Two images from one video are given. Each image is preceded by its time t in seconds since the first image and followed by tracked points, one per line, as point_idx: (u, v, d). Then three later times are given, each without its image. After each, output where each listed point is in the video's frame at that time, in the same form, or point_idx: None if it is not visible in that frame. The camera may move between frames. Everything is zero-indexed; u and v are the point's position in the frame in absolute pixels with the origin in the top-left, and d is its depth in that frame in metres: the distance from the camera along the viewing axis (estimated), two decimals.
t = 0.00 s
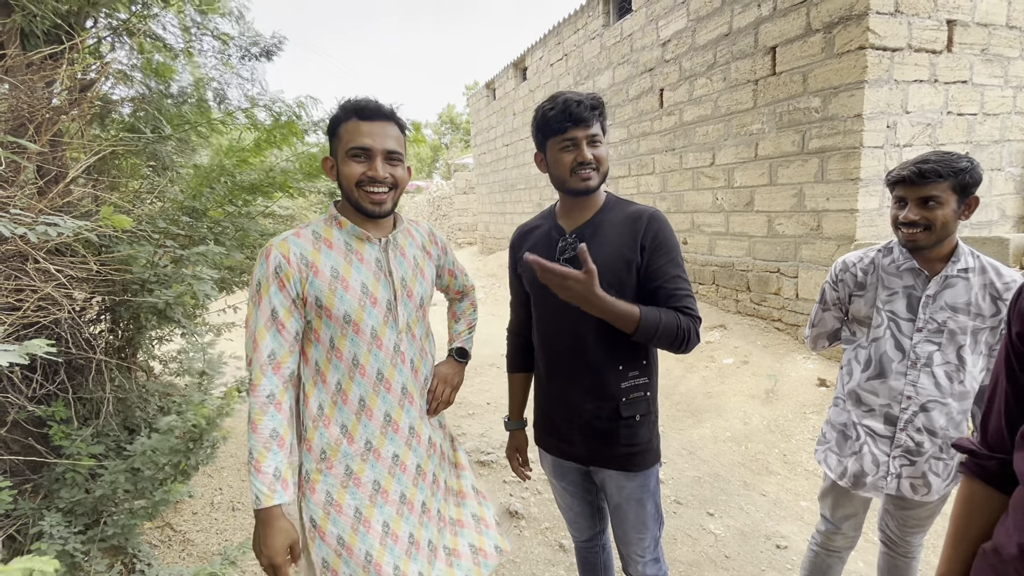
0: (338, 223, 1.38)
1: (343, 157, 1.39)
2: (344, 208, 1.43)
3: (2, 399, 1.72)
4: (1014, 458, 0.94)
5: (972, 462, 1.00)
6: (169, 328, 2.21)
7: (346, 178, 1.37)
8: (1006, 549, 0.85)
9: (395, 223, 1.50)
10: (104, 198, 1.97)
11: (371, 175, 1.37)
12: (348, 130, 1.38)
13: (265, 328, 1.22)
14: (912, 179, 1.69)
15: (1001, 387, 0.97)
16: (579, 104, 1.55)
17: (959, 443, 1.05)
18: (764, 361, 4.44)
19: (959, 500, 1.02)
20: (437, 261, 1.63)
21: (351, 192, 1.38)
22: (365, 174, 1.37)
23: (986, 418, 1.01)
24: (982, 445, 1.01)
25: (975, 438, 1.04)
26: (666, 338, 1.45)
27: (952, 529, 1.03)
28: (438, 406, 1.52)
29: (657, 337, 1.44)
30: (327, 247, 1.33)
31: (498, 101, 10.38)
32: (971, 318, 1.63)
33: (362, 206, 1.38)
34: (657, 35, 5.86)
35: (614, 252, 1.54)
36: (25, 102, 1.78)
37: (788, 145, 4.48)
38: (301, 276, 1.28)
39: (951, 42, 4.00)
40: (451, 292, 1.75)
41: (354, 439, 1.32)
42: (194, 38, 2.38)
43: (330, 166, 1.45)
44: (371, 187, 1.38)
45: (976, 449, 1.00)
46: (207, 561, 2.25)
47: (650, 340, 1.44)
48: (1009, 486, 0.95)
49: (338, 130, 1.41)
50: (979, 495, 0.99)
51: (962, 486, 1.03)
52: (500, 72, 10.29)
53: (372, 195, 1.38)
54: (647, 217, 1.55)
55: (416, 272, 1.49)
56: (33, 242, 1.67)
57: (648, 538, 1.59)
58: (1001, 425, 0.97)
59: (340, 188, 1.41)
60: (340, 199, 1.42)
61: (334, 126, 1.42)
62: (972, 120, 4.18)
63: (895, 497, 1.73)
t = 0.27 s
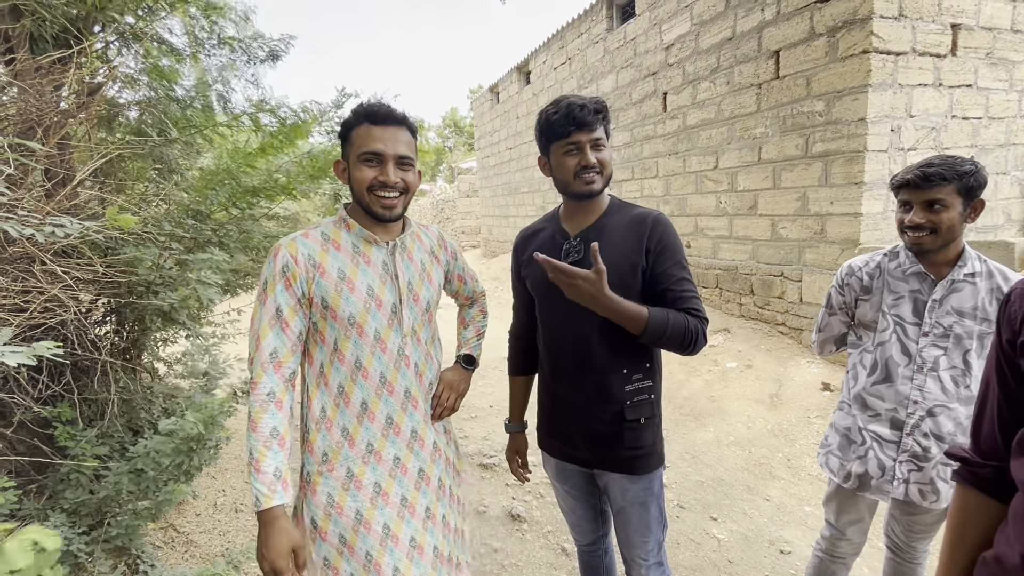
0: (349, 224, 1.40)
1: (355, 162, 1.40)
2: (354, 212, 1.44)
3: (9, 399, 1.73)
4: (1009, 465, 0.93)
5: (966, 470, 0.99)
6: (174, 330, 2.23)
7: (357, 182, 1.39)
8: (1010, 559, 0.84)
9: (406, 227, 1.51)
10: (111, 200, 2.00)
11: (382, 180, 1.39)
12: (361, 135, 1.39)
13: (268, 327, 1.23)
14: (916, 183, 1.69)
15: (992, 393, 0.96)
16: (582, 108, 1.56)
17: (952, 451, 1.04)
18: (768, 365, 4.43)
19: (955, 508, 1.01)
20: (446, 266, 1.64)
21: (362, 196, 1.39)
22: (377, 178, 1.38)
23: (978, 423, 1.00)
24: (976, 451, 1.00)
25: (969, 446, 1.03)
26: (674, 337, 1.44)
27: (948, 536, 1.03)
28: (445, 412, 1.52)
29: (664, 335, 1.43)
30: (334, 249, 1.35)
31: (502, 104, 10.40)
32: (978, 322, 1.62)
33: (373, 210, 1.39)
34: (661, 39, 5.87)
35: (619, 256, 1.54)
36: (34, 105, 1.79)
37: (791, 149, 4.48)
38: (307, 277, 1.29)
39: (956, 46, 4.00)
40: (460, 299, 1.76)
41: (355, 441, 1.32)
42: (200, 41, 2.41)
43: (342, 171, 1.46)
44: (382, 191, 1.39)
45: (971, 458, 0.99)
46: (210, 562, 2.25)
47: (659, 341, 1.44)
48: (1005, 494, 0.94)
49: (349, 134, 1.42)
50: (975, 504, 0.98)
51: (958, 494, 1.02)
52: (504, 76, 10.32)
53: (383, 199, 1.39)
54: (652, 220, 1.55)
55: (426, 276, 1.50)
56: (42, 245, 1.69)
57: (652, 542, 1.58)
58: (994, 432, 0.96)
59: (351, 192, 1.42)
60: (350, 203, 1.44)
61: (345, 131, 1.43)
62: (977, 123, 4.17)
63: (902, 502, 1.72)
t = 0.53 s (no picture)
0: (362, 226, 1.40)
1: (371, 165, 1.41)
2: (367, 214, 1.44)
3: (16, 400, 1.75)
4: (1011, 474, 0.93)
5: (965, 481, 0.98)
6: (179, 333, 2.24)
7: (374, 185, 1.39)
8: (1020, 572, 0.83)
9: (416, 230, 1.52)
10: (119, 203, 2.01)
11: (399, 183, 1.40)
12: (378, 138, 1.40)
13: (285, 327, 1.22)
14: (929, 188, 1.68)
15: (990, 402, 0.96)
16: (587, 112, 1.56)
17: (950, 462, 1.03)
18: (773, 370, 4.41)
19: (954, 520, 1.00)
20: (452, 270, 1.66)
21: (379, 198, 1.39)
22: (393, 181, 1.39)
23: (976, 432, 1.00)
24: (975, 461, 1.00)
25: (967, 456, 1.02)
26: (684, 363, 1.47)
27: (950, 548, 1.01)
28: (453, 413, 1.53)
29: (675, 373, 1.46)
30: (349, 250, 1.36)
31: (506, 109, 10.43)
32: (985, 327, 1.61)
33: (389, 212, 1.40)
34: (665, 44, 5.88)
35: (624, 260, 1.54)
36: (45, 110, 1.83)
37: (796, 154, 4.47)
38: (323, 277, 1.29)
39: (961, 51, 3.99)
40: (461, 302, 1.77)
41: (367, 442, 1.32)
42: (207, 45, 2.43)
43: (356, 173, 1.47)
44: (398, 194, 1.40)
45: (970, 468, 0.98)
46: (214, 564, 2.25)
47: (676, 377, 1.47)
48: (1008, 505, 0.94)
49: (365, 137, 1.43)
50: (976, 515, 0.97)
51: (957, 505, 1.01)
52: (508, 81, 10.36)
53: (399, 202, 1.40)
54: (657, 225, 1.56)
55: (435, 279, 1.53)
56: (51, 247, 1.71)
57: (656, 546, 1.58)
58: (995, 440, 0.95)
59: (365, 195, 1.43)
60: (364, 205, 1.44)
61: (360, 134, 1.43)
62: (983, 128, 4.16)
63: (910, 507, 1.71)
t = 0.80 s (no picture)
0: (372, 229, 1.40)
1: (382, 168, 1.40)
2: (376, 217, 1.44)
3: (22, 401, 1.75)
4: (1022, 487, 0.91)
5: (972, 493, 0.97)
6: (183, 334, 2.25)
7: (386, 188, 1.39)
8: None
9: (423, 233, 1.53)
10: (124, 205, 2.02)
11: (412, 187, 1.41)
12: (389, 142, 1.40)
13: (299, 332, 1.20)
14: (931, 193, 1.67)
15: (998, 412, 0.95)
16: (589, 115, 1.57)
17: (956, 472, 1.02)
18: (776, 375, 4.39)
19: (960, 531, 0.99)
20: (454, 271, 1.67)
21: (391, 202, 1.40)
22: (407, 185, 1.40)
23: (984, 443, 0.98)
24: (980, 472, 0.98)
25: (973, 466, 1.01)
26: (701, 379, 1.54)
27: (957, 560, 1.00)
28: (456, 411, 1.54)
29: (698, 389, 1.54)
30: (360, 253, 1.35)
31: (510, 113, 10.46)
32: (990, 331, 1.60)
33: (403, 215, 1.41)
34: (669, 49, 5.89)
35: (627, 263, 1.54)
36: (53, 113, 1.84)
37: (800, 158, 4.47)
38: (336, 281, 1.28)
39: (966, 56, 3.99)
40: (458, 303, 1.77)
41: (381, 444, 1.32)
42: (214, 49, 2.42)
43: (363, 176, 1.46)
44: (411, 198, 1.41)
45: (977, 479, 0.97)
46: (216, 566, 2.25)
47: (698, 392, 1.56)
48: (1017, 517, 0.92)
49: (376, 139, 1.42)
50: (985, 527, 0.95)
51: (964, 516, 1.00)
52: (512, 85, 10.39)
53: (412, 205, 1.41)
54: (660, 229, 1.55)
55: (440, 279, 1.54)
56: (58, 248, 1.72)
57: (660, 551, 1.57)
58: (1003, 451, 0.94)
59: (376, 197, 1.42)
60: (373, 207, 1.44)
61: (369, 136, 1.42)
62: (988, 133, 4.15)
63: (916, 513, 1.70)
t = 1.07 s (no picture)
0: (383, 233, 1.39)
1: (393, 172, 1.40)
2: (386, 220, 1.44)
3: (25, 403, 1.76)
4: None
5: (981, 500, 0.95)
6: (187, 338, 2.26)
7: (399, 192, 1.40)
8: None
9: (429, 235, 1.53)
10: (129, 208, 2.04)
11: (425, 190, 1.41)
12: (400, 146, 1.40)
13: (323, 340, 1.18)
14: (937, 198, 1.66)
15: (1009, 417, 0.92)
16: (591, 120, 1.57)
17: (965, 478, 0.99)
18: (780, 380, 4.37)
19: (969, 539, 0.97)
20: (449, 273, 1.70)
21: (404, 205, 1.40)
22: (420, 188, 1.41)
23: (994, 450, 0.96)
24: (989, 479, 0.96)
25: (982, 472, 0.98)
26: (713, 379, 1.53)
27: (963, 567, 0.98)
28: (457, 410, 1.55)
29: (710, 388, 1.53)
30: (376, 258, 1.34)
31: (513, 118, 10.49)
32: (997, 336, 1.60)
33: (417, 218, 1.42)
34: (672, 54, 5.91)
35: (631, 268, 1.55)
36: (60, 116, 1.86)
37: (803, 163, 4.47)
38: (357, 286, 1.27)
39: (969, 61, 3.99)
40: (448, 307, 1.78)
41: (398, 444, 1.32)
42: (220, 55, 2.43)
43: (371, 181, 1.45)
44: (424, 201, 1.41)
45: (987, 486, 0.95)
46: (217, 570, 2.24)
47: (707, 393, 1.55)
48: None
49: (385, 143, 1.41)
50: (994, 534, 0.93)
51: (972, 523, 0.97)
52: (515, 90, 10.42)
53: (425, 208, 1.42)
54: (664, 234, 1.56)
55: (445, 281, 1.55)
56: (63, 251, 1.73)
57: (664, 556, 1.57)
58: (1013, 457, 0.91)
59: (387, 201, 1.42)
60: (384, 211, 1.44)
61: (377, 141, 1.42)
62: (992, 138, 4.14)
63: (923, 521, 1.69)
